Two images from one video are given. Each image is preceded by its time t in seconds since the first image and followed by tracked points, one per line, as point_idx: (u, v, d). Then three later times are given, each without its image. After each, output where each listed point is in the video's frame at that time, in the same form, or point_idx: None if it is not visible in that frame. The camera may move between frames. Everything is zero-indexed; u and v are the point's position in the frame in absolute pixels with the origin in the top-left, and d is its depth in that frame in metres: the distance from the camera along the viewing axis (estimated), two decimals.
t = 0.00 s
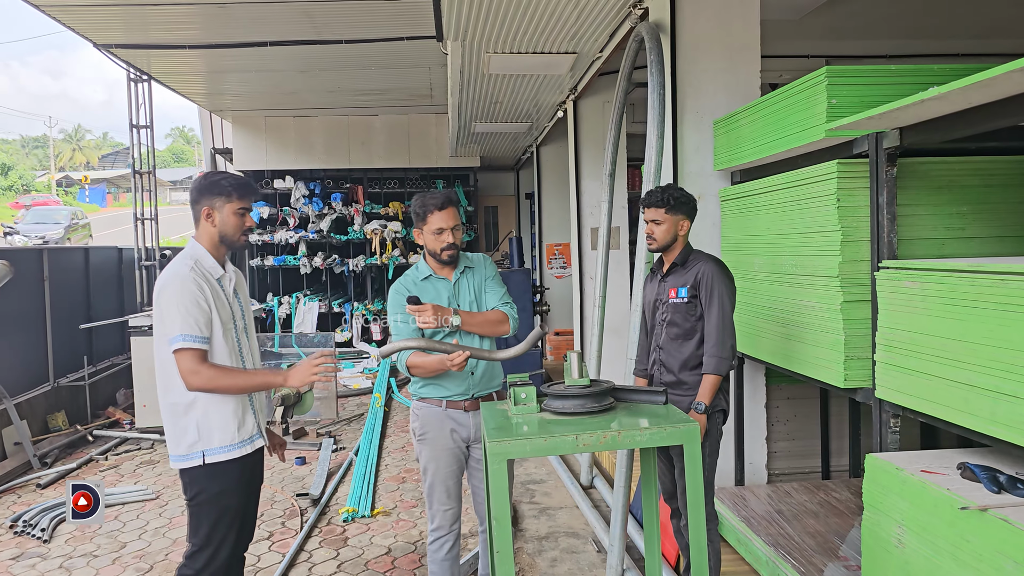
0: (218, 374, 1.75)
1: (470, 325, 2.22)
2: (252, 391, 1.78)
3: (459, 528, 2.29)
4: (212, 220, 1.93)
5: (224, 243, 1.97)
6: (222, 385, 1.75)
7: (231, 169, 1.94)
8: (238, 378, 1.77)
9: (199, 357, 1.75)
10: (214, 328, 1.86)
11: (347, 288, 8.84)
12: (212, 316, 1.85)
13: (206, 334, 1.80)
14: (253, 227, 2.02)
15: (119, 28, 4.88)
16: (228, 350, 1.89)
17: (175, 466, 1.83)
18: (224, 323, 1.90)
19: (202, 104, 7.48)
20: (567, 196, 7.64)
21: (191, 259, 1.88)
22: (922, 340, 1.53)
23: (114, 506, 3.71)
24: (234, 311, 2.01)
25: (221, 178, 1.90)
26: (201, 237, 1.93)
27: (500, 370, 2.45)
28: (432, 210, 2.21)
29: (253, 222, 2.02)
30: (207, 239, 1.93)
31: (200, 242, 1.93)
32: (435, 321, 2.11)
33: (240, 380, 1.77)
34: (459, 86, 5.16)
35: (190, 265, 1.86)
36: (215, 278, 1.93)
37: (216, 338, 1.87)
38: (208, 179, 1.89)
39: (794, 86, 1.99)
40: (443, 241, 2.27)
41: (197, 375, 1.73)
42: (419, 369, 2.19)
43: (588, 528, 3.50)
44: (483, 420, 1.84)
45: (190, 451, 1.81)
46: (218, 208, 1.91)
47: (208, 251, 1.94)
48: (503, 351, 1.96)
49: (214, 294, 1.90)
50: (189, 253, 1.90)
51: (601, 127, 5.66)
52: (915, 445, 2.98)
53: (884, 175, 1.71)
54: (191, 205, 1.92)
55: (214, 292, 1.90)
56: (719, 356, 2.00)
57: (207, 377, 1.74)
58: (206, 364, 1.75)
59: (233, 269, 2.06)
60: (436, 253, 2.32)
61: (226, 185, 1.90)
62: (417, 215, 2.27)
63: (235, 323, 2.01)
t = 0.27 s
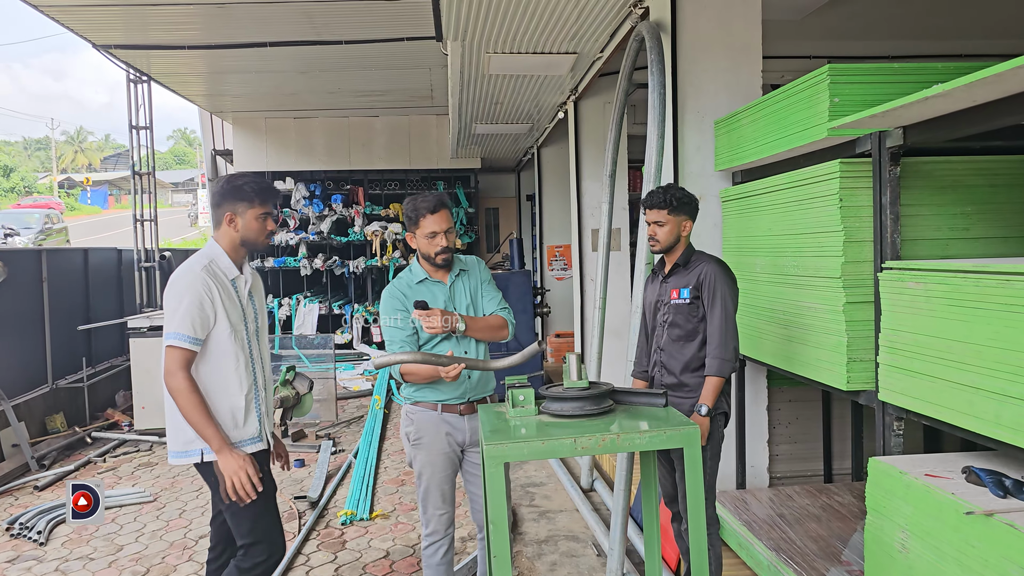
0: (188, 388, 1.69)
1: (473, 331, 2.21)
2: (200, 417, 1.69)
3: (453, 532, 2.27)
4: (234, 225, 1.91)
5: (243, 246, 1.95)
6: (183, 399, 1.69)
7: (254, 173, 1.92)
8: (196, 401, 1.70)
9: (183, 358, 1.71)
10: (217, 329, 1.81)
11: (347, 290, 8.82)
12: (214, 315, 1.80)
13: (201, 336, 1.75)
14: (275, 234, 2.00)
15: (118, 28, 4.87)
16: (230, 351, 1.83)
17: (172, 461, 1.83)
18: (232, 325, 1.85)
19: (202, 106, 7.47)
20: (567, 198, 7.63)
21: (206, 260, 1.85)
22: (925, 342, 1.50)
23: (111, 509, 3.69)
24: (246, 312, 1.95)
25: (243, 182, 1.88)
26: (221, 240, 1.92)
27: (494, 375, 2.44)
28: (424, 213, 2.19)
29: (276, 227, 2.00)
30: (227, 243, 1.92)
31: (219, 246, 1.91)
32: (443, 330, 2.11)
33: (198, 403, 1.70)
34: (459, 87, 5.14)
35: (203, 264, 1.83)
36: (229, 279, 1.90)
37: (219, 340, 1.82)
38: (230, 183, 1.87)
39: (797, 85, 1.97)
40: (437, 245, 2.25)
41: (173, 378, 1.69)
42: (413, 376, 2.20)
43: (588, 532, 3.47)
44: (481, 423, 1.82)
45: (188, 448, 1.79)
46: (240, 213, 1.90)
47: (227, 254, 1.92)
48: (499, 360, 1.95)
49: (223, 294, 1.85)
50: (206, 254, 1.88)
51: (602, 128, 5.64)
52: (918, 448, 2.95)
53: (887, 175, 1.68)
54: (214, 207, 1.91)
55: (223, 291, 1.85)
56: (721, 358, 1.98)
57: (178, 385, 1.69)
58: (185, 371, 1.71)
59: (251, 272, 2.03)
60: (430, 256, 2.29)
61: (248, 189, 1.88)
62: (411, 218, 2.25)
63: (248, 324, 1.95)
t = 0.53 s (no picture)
0: (193, 393, 1.68)
1: (471, 336, 2.20)
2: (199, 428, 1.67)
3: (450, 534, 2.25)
4: (252, 222, 1.91)
5: (260, 245, 1.95)
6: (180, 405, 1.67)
7: (277, 173, 1.94)
8: (198, 410, 1.68)
9: (196, 360, 1.69)
10: (230, 332, 1.79)
11: (346, 291, 8.80)
12: (230, 317, 1.78)
13: (214, 338, 1.73)
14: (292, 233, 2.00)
15: (116, 29, 4.85)
16: (243, 354, 1.81)
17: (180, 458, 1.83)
18: (246, 328, 1.83)
19: (200, 107, 7.45)
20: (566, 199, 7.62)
21: (223, 258, 1.84)
22: (928, 343, 1.49)
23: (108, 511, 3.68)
24: (261, 314, 1.93)
25: (265, 181, 1.89)
26: (239, 238, 1.92)
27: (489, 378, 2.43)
28: (418, 213, 2.19)
29: (293, 227, 2.01)
30: (244, 240, 1.91)
31: (236, 242, 1.91)
32: (443, 332, 2.07)
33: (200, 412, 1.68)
34: (458, 88, 5.12)
35: (219, 264, 1.81)
36: (245, 279, 1.88)
37: (233, 342, 1.80)
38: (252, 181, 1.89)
39: (797, 85, 1.96)
40: (430, 245, 2.24)
41: (183, 381, 1.68)
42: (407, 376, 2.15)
43: (588, 534, 3.45)
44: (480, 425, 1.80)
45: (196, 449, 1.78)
46: (259, 210, 1.90)
47: (242, 252, 1.91)
48: (494, 357, 1.93)
49: (239, 295, 1.83)
50: (224, 251, 1.87)
51: (601, 129, 5.63)
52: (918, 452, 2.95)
53: (889, 174, 1.67)
54: (234, 205, 1.92)
55: (239, 293, 1.83)
56: (723, 361, 1.96)
57: (185, 389, 1.68)
58: (195, 376, 1.69)
59: (267, 273, 2.02)
60: (425, 257, 2.28)
61: (270, 188, 1.89)
62: (407, 218, 2.25)
63: (263, 326, 1.93)
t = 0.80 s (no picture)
0: (220, 398, 1.65)
1: (472, 337, 2.18)
2: (231, 431, 1.65)
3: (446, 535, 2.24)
4: (260, 221, 1.86)
5: (269, 244, 1.91)
6: (212, 411, 1.64)
7: (287, 170, 1.87)
8: (227, 413, 1.66)
9: (217, 364, 1.66)
10: (246, 333, 1.77)
11: (342, 293, 8.76)
12: (244, 318, 1.76)
13: (232, 340, 1.70)
14: (301, 233, 1.94)
15: (111, 29, 4.83)
16: (258, 354, 1.79)
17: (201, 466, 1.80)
18: (260, 328, 1.81)
19: (196, 108, 7.42)
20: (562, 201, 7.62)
21: (232, 259, 1.81)
22: (930, 344, 1.48)
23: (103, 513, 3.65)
24: (274, 312, 1.91)
25: (275, 179, 1.82)
26: (247, 236, 1.88)
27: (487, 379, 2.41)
28: (411, 212, 2.18)
29: (303, 226, 1.95)
30: (252, 238, 1.87)
31: (244, 241, 1.87)
32: (444, 332, 2.04)
33: (229, 415, 1.66)
34: (454, 89, 5.11)
35: (229, 264, 1.78)
36: (256, 278, 1.85)
37: (249, 343, 1.77)
38: (263, 179, 1.82)
39: (798, 86, 1.96)
40: (423, 243, 2.23)
41: (207, 386, 1.65)
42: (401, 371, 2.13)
43: (586, 536, 3.44)
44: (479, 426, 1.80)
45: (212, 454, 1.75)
46: (267, 209, 1.85)
47: (251, 251, 1.88)
48: (483, 356, 2.00)
49: (251, 295, 1.81)
50: (232, 252, 1.84)
51: (598, 130, 5.63)
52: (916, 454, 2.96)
53: (889, 175, 1.67)
54: (242, 202, 1.86)
55: (251, 293, 1.80)
56: (725, 363, 1.96)
57: (210, 395, 1.65)
58: (219, 380, 1.66)
59: (276, 270, 2.00)
60: (419, 255, 2.27)
61: (280, 187, 1.83)
62: (403, 217, 2.25)
63: (276, 324, 1.91)
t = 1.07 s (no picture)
0: (248, 401, 1.61)
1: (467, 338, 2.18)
2: (266, 434, 1.62)
3: (441, 538, 2.21)
4: (262, 218, 1.83)
5: (270, 242, 1.88)
6: (243, 416, 1.60)
7: (293, 167, 1.84)
8: (259, 416, 1.62)
9: (238, 368, 1.62)
10: (258, 335, 1.74)
11: (333, 294, 8.69)
12: (255, 319, 1.73)
13: (248, 342, 1.68)
14: (304, 232, 1.91)
15: (101, 28, 4.77)
16: (271, 356, 1.77)
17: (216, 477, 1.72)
18: (271, 328, 1.79)
19: (187, 108, 7.35)
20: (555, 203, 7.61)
21: (236, 259, 1.77)
22: (931, 346, 1.48)
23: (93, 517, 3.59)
24: (280, 312, 1.89)
25: (279, 175, 1.79)
26: (248, 234, 1.85)
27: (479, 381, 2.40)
28: (402, 212, 2.16)
29: (305, 225, 1.92)
30: (254, 236, 1.84)
31: (245, 238, 1.84)
32: (439, 333, 2.00)
33: (259, 416, 1.62)
34: (449, 89, 5.09)
35: (234, 265, 1.74)
36: (261, 278, 1.83)
37: (262, 344, 1.75)
38: (267, 175, 1.79)
39: (796, 86, 1.95)
40: (413, 244, 2.20)
41: (231, 391, 1.61)
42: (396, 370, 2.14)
43: (581, 539, 3.42)
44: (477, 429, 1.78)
45: (230, 461, 1.70)
46: (270, 206, 1.81)
47: (253, 249, 1.84)
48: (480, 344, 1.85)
49: (258, 295, 1.78)
50: (235, 250, 1.80)
51: (593, 132, 5.62)
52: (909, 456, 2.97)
53: (889, 177, 1.66)
54: (245, 198, 1.82)
55: (259, 294, 1.78)
56: (724, 366, 1.95)
57: (234, 399, 1.61)
58: (243, 383, 1.62)
59: (277, 269, 1.97)
60: (410, 254, 2.25)
61: (284, 184, 1.80)
62: (394, 217, 2.22)
63: (283, 326, 1.90)
